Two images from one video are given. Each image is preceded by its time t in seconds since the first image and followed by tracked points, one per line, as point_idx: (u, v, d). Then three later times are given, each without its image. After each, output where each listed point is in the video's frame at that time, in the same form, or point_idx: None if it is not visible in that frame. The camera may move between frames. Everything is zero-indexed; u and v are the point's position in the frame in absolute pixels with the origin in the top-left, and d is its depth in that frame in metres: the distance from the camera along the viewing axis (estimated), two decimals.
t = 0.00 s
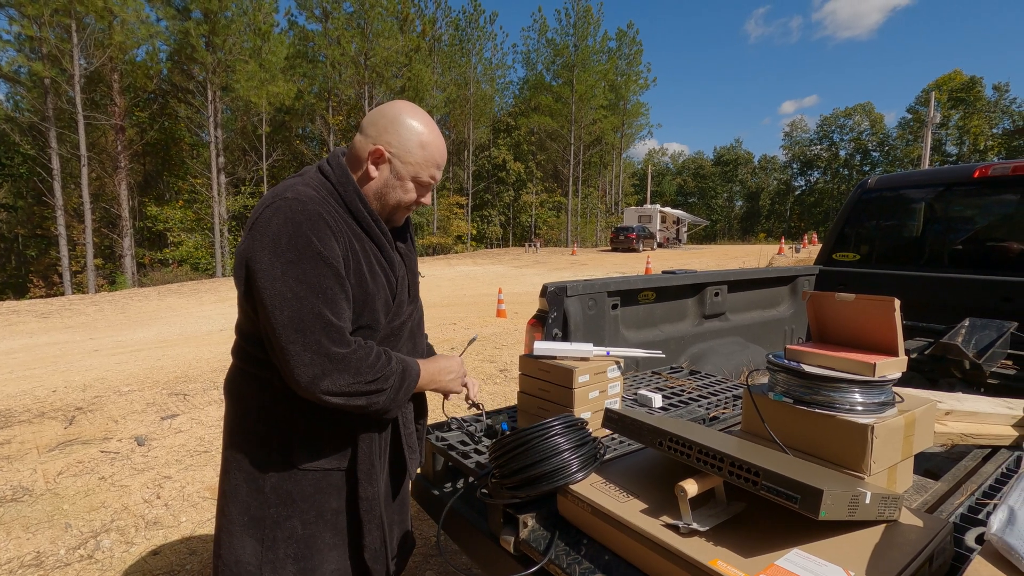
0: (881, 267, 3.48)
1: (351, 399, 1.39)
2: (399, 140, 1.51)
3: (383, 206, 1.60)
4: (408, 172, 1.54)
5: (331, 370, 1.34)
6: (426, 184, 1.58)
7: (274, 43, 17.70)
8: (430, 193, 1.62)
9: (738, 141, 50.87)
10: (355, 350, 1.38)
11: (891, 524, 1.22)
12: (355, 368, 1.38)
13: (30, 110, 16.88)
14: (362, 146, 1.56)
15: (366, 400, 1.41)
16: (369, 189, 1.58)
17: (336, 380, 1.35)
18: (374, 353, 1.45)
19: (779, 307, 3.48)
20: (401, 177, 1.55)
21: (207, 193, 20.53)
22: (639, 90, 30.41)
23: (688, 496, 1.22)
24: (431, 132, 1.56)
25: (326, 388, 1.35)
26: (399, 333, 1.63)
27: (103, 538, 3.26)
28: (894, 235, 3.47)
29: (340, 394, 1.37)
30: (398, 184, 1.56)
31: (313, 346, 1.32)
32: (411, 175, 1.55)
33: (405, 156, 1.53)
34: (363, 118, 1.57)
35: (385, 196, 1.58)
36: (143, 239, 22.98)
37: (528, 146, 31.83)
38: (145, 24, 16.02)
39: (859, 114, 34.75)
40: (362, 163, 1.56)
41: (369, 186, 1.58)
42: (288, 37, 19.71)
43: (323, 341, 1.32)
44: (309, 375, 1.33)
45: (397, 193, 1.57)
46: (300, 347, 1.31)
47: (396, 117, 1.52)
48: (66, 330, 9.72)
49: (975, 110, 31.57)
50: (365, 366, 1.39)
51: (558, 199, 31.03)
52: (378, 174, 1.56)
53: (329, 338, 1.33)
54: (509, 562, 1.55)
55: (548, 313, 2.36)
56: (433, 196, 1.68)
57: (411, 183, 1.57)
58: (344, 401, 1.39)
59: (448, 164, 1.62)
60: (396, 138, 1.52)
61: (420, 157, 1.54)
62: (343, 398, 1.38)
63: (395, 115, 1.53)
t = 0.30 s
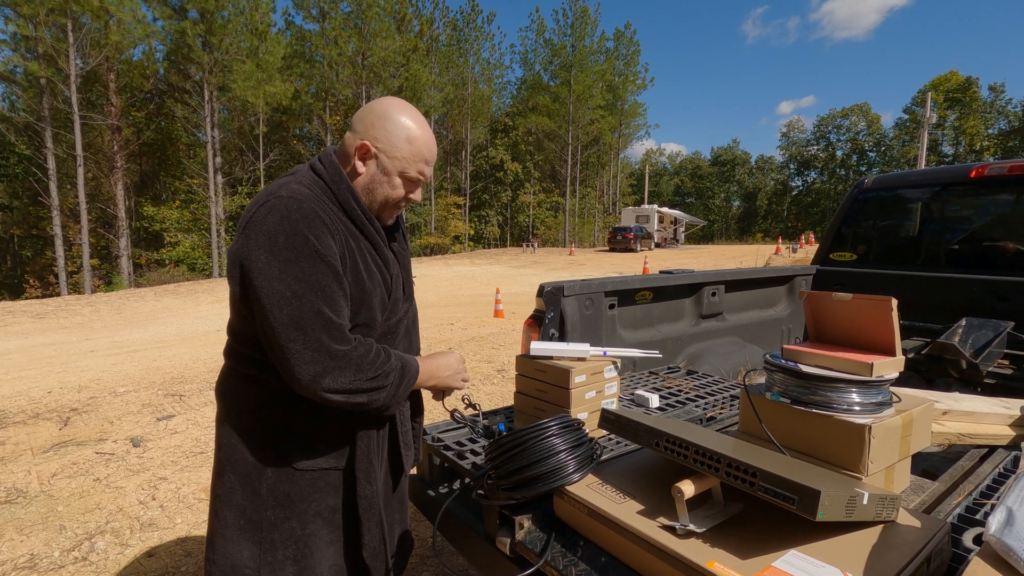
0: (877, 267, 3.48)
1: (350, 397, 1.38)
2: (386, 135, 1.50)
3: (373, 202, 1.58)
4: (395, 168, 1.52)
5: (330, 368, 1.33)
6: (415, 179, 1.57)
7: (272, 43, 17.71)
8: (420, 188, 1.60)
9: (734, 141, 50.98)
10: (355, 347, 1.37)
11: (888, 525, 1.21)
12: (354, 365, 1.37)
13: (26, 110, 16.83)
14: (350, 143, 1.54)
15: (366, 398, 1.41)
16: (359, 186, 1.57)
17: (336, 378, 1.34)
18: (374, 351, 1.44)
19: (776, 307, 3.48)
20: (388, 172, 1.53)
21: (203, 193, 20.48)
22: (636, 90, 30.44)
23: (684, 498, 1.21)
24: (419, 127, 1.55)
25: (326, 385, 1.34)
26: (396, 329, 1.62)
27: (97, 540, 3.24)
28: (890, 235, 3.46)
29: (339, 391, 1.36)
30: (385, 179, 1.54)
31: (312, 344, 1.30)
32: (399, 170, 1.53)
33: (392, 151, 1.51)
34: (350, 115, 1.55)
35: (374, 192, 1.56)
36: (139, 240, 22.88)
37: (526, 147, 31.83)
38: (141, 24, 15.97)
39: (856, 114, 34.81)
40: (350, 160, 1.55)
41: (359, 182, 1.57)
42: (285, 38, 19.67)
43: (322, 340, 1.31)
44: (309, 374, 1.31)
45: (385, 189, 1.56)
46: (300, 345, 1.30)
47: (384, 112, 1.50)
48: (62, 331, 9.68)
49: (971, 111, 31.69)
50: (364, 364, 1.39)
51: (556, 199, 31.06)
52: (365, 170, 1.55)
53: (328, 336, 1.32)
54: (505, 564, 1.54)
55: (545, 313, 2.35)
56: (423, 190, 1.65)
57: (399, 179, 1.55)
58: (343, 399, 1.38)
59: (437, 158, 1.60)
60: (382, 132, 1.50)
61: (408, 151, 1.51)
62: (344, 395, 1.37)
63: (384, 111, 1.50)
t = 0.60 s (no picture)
0: (874, 267, 3.49)
1: (311, 407, 1.35)
2: (377, 132, 1.49)
3: (364, 199, 1.57)
4: (386, 164, 1.51)
5: (289, 374, 1.30)
6: (407, 176, 1.54)
7: (267, 43, 17.73)
8: (413, 186, 1.58)
9: (731, 142, 51.06)
10: (311, 356, 1.33)
11: (886, 524, 1.21)
12: (300, 379, 1.32)
13: (21, 109, 16.77)
14: (342, 140, 1.54)
15: (315, 412, 1.36)
16: (350, 183, 1.56)
17: (291, 387, 1.31)
18: (341, 359, 1.40)
19: (773, 307, 3.48)
20: (379, 169, 1.52)
21: (200, 193, 20.42)
22: (634, 91, 30.49)
23: (682, 498, 1.21)
24: (413, 126, 1.53)
25: (274, 393, 1.31)
26: (386, 333, 1.60)
27: (93, 541, 3.23)
28: (886, 235, 3.47)
29: (299, 399, 1.33)
30: (377, 176, 1.53)
31: (267, 350, 1.29)
32: (390, 167, 1.51)
33: (383, 147, 1.49)
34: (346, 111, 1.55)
35: (365, 188, 1.55)
36: (135, 240, 22.76)
37: (524, 147, 31.81)
38: (138, 23, 15.89)
39: (853, 115, 34.94)
40: (343, 157, 1.55)
41: (350, 179, 1.56)
42: (282, 38, 19.65)
43: (279, 344, 1.30)
44: (266, 379, 1.30)
45: (376, 186, 1.54)
46: (256, 350, 1.29)
47: (377, 109, 1.49)
48: (58, 331, 9.64)
49: (967, 111, 31.84)
50: (320, 377, 1.34)
51: (553, 199, 31.07)
52: (357, 166, 1.54)
53: (284, 341, 1.30)
54: (503, 564, 1.53)
55: (543, 314, 2.35)
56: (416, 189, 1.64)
57: (390, 175, 1.53)
58: (301, 410, 1.35)
59: (432, 157, 1.58)
60: (374, 129, 1.49)
61: (399, 147, 1.49)
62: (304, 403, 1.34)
63: (378, 108, 1.49)
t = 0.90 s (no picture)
0: (870, 266, 3.49)
1: (291, 407, 1.33)
2: (341, 118, 1.44)
3: (334, 189, 1.54)
4: (353, 151, 1.46)
5: (263, 373, 1.29)
6: (377, 162, 1.49)
7: (264, 42, 17.47)
8: (386, 172, 1.53)
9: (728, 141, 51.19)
10: (289, 353, 1.33)
11: (884, 524, 1.21)
12: (282, 377, 1.31)
13: (16, 108, 16.69)
14: (309, 131, 1.51)
15: (303, 415, 1.35)
16: (319, 173, 1.53)
17: (267, 387, 1.30)
18: (318, 357, 1.39)
19: (770, 306, 3.48)
20: (346, 156, 1.47)
21: (196, 193, 20.37)
22: (630, 90, 30.53)
23: (680, 498, 1.20)
24: (382, 110, 1.48)
25: (255, 393, 1.30)
26: (366, 330, 1.58)
27: (87, 543, 3.21)
28: (883, 234, 3.47)
29: (276, 399, 1.31)
30: (344, 164, 1.49)
31: (240, 349, 1.28)
32: (357, 153, 1.47)
33: (348, 132, 1.45)
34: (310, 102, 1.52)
35: (334, 178, 1.52)
36: (131, 239, 22.67)
37: (521, 146, 31.81)
38: (133, 22, 15.81)
39: (848, 114, 35.09)
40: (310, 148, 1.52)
41: (318, 170, 1.53)
42: (278, 36, 19.57)
43: (249, 343, 1.28)
44: (241, 379, 1.29)
45: (345, 174, 1.50)
46: (227, 348, 1.27)
47: (339, 95, 1.45)
48: (53, 331, 9.60)
49: (961, 111, 32.02)
50: (300, 376, 1.33)
51: (550, 199, 31.11)
52: (324, 156, 1.51)
53: (259, 339, 1.29)
54: (500, 565, 1.52)
55: (540, 313, 2.34)
56: (391, 175, 1.58)
57: (359, 162, 1.48)
58: (280, 412, 1.33)
59: (405, 141, 1.53)
60: (339, 114, 1.44)
61: (366, 131, 1.44)
62: (283, 403, 1.32)
63: (344, 93, 1.45)
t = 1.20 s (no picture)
0: (863, 265, 3.50)
1: (281, 420, 1.33)
2: (338, 118, 1.44)
3: (332, 193, 1.54)
4: (350, 152, 1.46)
5: (253, 384, 1.29)
6: (375, 165, 1.49)
7: (258, 38, 17.43)
8: (385, 174, 1.53)
9: (723, 139, 51.23)
10: (281, 365, 1.33)
11: (871, 523, 1.22)
12: (274, 390, 1.31)
13: (7, 105, 16.54)
14: (306, 132, 1.51)
15: (294, 428, 1.35)
16: (317, 177, 1.54)
17: (257, 398, 1.30)
18: (310, 368, 1.38)
19: (763, 305, 3.49)
20: (343, 158, 1.47)
21: (190, 191, 20.24)
22: (626, 87, 30.53)
23: (670, 499, 1.21)
24: (380, 111, 1.48)
25: (245, 405, 1.30)
26: (360, 339, 1.57)
27: (81, 543, 3.20)
28: (877, 233, 3.48)
29: (267, 411, 1.31)
30: (341, 166, 1.48)
31: (228, 360, 1.28)
32: (355, 154, 1.46)
33: (345, 133, 1.44)
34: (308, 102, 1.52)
35: (331, 180, 1.51)
36: (124, 237, 22.52)
37: (517, 144, 31.76)
38: (126, 19, 15.75)
39: (843, 112, 35.21)
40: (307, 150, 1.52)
41: (315, 173, 1.53)
42: (272, 33, 19.45)
43: (239, 354, 1.28)
44: (232, 391, 1.29)
45: (342, 176, 1.49)
46: (217, 358, 1.27)
47: (338, 95, 1.45)
48: (46, 330, 9.54)
49: (955, 109, 32.16)
50: (293, 388, 1.33)
51: (546, 196, 31.13)
52: (321, 157, 1.50)
53: (249, 349, 1.29)
54: (491, 566, 1.53)
55: (533, 312, 2.35)
56: (389, 176, 1.58)
57: (356, 164, 1.48)
58: (269, 424, 1.33)
59: (402, 142, 1.52)
60: (336, 114, 1.44)
61: (362, 132, 1.44)
62: (273, 416, 1.32)
63: (344, 94, 1.45)
